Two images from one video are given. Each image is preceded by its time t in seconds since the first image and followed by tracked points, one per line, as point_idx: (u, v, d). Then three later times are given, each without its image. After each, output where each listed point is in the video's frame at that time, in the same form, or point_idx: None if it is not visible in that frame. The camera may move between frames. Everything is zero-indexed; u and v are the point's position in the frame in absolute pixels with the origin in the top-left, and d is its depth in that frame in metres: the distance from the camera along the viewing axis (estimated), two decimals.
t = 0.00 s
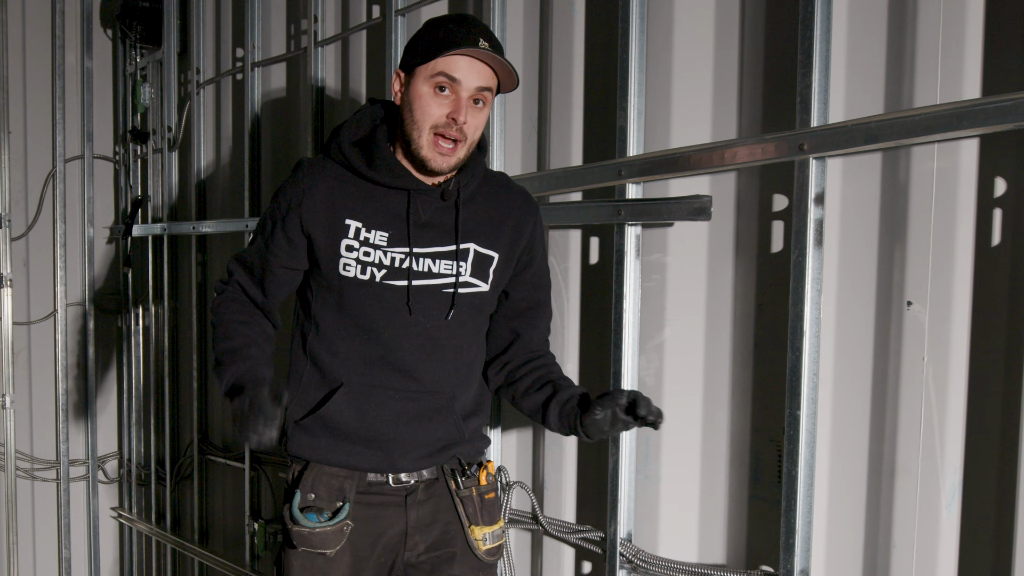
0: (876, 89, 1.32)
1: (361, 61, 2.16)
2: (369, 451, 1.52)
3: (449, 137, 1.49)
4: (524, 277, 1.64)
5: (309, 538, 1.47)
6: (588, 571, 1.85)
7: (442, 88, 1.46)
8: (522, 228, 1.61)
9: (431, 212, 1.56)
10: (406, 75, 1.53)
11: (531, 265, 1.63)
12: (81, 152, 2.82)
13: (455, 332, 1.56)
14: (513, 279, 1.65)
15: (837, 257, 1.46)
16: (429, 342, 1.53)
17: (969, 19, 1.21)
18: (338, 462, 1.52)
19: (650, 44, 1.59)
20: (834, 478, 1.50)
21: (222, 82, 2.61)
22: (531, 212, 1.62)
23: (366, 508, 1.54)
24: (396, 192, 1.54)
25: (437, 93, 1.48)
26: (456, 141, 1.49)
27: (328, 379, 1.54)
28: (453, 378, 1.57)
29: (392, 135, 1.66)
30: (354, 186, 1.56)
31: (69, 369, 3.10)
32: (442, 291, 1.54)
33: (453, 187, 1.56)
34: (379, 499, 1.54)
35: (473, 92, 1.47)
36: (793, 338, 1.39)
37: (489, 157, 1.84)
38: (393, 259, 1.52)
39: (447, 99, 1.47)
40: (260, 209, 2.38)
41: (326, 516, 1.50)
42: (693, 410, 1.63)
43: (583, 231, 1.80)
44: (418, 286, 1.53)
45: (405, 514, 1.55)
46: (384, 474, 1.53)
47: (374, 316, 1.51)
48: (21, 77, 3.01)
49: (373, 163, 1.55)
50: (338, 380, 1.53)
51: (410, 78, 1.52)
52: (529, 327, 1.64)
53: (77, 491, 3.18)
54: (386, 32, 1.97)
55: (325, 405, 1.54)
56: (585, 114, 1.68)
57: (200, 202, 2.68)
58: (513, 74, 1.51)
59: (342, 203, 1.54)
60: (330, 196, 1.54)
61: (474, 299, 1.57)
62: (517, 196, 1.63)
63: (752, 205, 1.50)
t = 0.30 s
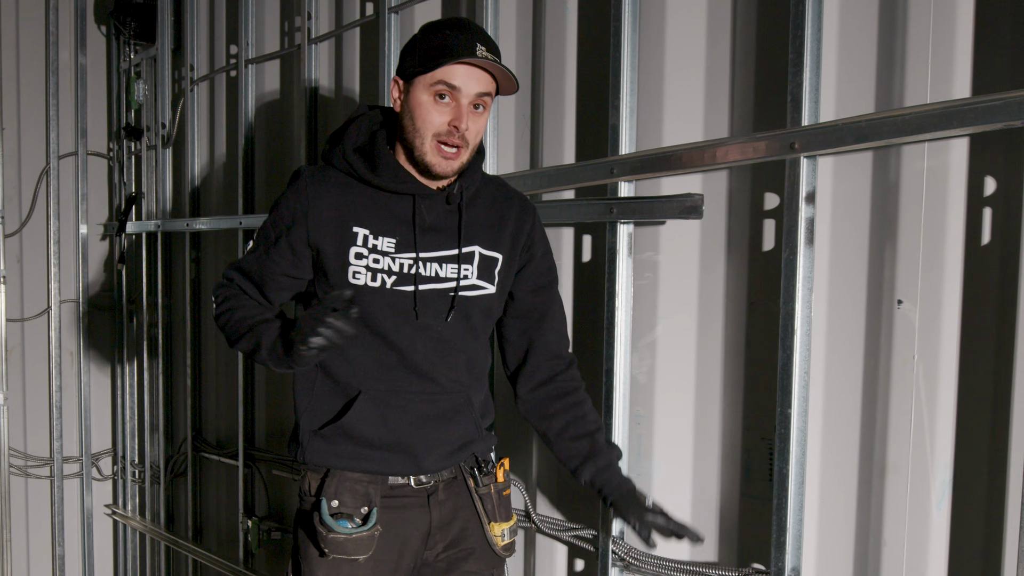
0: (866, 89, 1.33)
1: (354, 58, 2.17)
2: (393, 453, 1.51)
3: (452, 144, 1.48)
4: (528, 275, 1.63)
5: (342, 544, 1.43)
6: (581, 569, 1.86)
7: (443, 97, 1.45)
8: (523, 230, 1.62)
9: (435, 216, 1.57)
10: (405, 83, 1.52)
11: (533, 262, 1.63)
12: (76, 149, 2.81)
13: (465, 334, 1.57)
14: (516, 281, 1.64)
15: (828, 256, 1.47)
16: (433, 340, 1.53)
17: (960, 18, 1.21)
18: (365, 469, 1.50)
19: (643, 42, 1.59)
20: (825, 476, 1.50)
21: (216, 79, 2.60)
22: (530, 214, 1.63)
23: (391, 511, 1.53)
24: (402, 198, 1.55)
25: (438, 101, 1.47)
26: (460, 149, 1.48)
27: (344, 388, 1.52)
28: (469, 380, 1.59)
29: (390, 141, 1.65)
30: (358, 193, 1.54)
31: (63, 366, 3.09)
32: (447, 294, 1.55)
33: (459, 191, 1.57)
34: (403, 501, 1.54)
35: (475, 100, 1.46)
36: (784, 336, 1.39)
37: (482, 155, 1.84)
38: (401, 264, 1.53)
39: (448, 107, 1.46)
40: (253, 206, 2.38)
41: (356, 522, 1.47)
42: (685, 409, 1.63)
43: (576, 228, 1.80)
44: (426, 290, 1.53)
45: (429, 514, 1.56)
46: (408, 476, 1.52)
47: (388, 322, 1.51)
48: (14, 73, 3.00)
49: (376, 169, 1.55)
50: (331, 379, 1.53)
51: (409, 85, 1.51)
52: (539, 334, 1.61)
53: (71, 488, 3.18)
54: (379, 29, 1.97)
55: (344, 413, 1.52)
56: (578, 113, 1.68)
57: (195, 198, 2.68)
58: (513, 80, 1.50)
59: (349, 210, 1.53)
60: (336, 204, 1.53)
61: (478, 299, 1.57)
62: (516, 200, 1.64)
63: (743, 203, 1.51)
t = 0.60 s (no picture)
0: (853, 86, 1.33)
1: (345, 54, 2.16)
2: (391, 453, 1.52)
3: (468, 149, 1.47)
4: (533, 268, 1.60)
5: (339, 541, 1.44)
6: (570, 565, 1.86)
7: (460, 102, 1.43)
8: (530, 229, 1.61)
9: (449, 218, 1.55)
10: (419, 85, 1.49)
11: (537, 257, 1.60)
12: (66, 144, 2.81)
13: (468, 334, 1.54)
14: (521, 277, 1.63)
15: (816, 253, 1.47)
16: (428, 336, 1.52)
17: (946, 15, 1.21)
18: (361, 468, 1.50)
19: (632, 38, 1.59)
20: (813, 472, 1.51)
21: (207, 74, 2.60)
22: (534, 213, 1.63)
23: (387, 507, 1.54)
24: (420, 201, 1.52)
25: (454, 106, 1.44)
26: (476, 154, 1.47)
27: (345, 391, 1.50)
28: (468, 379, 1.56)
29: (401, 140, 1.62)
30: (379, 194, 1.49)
31: (53, 362, 3.09)
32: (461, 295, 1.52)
33: (474, 193, 1.55)
34: (400, 497, 1.55)
35: (492, 105, 1.45)
36: (773, 333, 1.40)
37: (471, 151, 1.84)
38: (420, 269, 1.49)
39: (465, 112, 1.44)
40: (244, 202, 2.37)
41: (352, 519, 1.48)
42: (675, 406, 1.64)
43: (566, 225, 1.81)
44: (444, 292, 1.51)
45: (425, 509, 1.58)
46: (405, 474, 1.54)
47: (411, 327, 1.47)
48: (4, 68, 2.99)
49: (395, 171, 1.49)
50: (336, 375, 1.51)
51: (423, 88, 1.48)
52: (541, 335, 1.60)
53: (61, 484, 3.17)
54: (369, 25, 1.96)
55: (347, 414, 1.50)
56: (568, 109, 1.68)
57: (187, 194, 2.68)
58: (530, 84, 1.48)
59: (375, 209, 1.48)
60: (364, 201, 1.47)
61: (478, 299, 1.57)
62: (520, 199, 1.63)
63: (732, 200, 1.51)
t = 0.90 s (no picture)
0: (841, 87, 1.33)
1: (335, 53, 2.16)
2: (390, 454, 1.50)
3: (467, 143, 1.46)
4: (523, 271, 1.63)
5: (344, 542, 1.43)
6: (560, 565, 1.86)
7: (453, 97, 1.43)
8: (522, 231, 1.60)
9: (444, 219, 1.55)
10: (409, 87, 1.49)
11: (528, 261, 1.62)
12: (55, 142, 2.79)
13: (463, 331, 1.55)
14: (514, 279, 1.64)
15: (804, 253, 1.47)
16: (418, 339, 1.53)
17: (932, 17, 1.22)
18: (363, 468, 1.49)
19: (621, 39, 1.59)
20: (802, 472, 1.51)
21: (197, 73, 2.59)
22: (526, 214, 1.62)
23: (387, 506, 1.54)
24: (414, 200, 1.51)
25: (447, 103, 1.44)
26: (476, 148, 1.46)
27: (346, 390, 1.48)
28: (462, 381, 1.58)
29: (397, 139, 1.62)
30: (372, 195, 1.50)
31: (43, 361, 3.07)
32: (452, 297, 1.53)
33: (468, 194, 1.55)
34: (398, 496, 1.55)
35: (485, 98, 1.45)
36: (761, 334, 1.40)
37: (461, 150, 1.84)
38: (413, 269, 1.50)
39: (460, 107, 1.44)
40: (234, 202, 2.36)
41: (356, 520, 1.47)
42: (664, 406, 1.64)
43: (555, 225, 1.80)
44: (435, 294, 1.51)
45: (424, 508, 1.57)
46: (404, 473, 1.53)
47: (402, 326, 1.48)
48: None
49: (389, 171, 1.49)
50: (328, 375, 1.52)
51: (414, 89, 1.48)
52: (535, 337, 1.61)
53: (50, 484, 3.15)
54: (359, 24, 1.96)
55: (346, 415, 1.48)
56: (558, 109, 1.68)
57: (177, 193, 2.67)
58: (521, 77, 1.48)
59: (367, 209, 1.48)
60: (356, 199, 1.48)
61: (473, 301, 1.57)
62: (513, 200, 1.63)
63: (720, 200, 1.51)
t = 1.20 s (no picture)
0: (830, 90, 1.33)
1: (326, 53, 2.16)
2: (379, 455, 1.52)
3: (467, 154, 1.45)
4: (522, 282, 1.63)
5: (332, 540, 1.44)
6: (552, 565, 1.86)
7: (458, 106, 1.42)
8: (520, 240, 1.60)
9: (439, 227, 1.53)
10: (417, 91, 1.48)
11: (528, 272, 1.62)
12: (44, 140, 2.78)
13: (455, 339, 1.56)
14: (513, 290, 1.64)
15: (794, 256, 1.48)
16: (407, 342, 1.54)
17: (920, 22, 1.22)
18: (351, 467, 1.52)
19: (612, 41, 1.59)
20: (791, 474, 1.52)
21: (187, 72, 2.58)
22: (528, 226, 1.61)
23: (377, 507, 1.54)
24: (407, 207, 1.51)
25: (452, 110, 1.44)
26: (475, 159, 1.46)
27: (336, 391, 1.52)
28: (454, 385, 1.60)
29: (399, 143, 1.61)
30: (364, 202, 1.50)
31: (33, 359, 3.06)
32: (446, 306, 1.54)
33: (464, 203, 1.54)
34: (389, 497, 1.55)
35: (490, 110, 1.44)
36: (751, 336, 1.40)
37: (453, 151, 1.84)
38: (401, 275, 1.50)
39: (464, 116, 1.44)
40: (225, 201, 2.36)
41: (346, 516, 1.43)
42: (655, 407, 1.64)
43: (547, 226, 1.81)
44: (432, 301, 1.52)
45: (414, 509, 1.57)
46: (394, 475, 1.54)
47: (388, 332, 1.49)
48: None
49: (385, 179, 1.48)
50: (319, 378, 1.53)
51: (422, 94, 1.47)
52: (529, 347, 1.63)
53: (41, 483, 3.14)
54: (349, 24, 1.96)
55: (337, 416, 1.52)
56: (549, 111, 1.68)
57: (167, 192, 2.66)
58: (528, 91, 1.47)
59: (354, 218, 1.49)
60: (344, 213, 1.48)
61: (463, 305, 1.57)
62: (516, 211, 1.61)
63: (710, 203, 1.51)
